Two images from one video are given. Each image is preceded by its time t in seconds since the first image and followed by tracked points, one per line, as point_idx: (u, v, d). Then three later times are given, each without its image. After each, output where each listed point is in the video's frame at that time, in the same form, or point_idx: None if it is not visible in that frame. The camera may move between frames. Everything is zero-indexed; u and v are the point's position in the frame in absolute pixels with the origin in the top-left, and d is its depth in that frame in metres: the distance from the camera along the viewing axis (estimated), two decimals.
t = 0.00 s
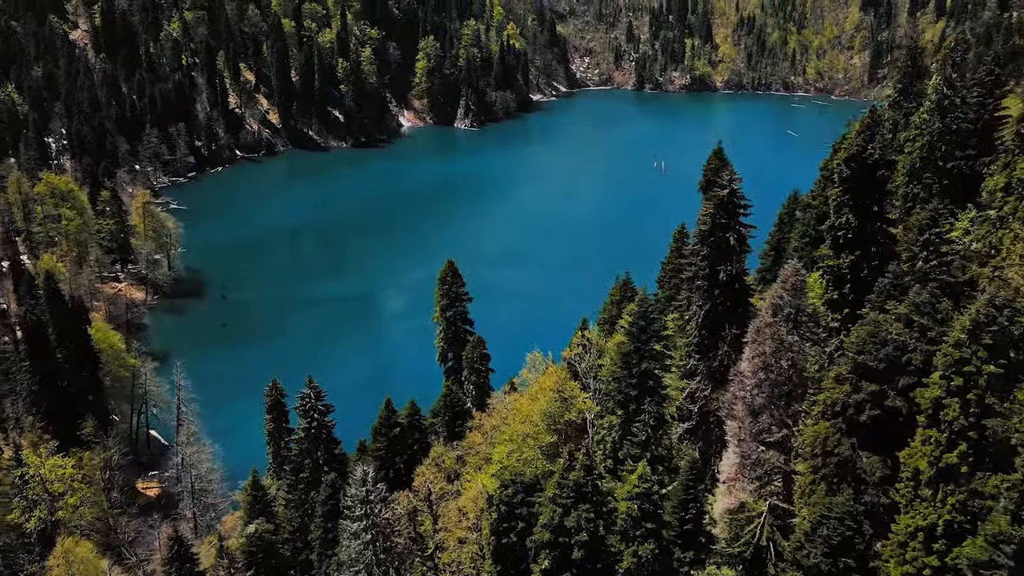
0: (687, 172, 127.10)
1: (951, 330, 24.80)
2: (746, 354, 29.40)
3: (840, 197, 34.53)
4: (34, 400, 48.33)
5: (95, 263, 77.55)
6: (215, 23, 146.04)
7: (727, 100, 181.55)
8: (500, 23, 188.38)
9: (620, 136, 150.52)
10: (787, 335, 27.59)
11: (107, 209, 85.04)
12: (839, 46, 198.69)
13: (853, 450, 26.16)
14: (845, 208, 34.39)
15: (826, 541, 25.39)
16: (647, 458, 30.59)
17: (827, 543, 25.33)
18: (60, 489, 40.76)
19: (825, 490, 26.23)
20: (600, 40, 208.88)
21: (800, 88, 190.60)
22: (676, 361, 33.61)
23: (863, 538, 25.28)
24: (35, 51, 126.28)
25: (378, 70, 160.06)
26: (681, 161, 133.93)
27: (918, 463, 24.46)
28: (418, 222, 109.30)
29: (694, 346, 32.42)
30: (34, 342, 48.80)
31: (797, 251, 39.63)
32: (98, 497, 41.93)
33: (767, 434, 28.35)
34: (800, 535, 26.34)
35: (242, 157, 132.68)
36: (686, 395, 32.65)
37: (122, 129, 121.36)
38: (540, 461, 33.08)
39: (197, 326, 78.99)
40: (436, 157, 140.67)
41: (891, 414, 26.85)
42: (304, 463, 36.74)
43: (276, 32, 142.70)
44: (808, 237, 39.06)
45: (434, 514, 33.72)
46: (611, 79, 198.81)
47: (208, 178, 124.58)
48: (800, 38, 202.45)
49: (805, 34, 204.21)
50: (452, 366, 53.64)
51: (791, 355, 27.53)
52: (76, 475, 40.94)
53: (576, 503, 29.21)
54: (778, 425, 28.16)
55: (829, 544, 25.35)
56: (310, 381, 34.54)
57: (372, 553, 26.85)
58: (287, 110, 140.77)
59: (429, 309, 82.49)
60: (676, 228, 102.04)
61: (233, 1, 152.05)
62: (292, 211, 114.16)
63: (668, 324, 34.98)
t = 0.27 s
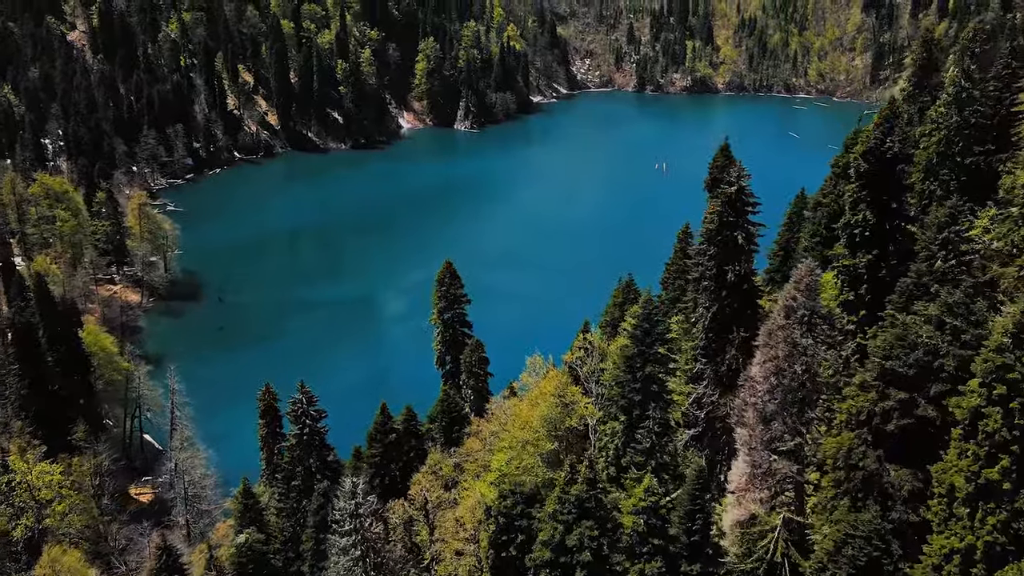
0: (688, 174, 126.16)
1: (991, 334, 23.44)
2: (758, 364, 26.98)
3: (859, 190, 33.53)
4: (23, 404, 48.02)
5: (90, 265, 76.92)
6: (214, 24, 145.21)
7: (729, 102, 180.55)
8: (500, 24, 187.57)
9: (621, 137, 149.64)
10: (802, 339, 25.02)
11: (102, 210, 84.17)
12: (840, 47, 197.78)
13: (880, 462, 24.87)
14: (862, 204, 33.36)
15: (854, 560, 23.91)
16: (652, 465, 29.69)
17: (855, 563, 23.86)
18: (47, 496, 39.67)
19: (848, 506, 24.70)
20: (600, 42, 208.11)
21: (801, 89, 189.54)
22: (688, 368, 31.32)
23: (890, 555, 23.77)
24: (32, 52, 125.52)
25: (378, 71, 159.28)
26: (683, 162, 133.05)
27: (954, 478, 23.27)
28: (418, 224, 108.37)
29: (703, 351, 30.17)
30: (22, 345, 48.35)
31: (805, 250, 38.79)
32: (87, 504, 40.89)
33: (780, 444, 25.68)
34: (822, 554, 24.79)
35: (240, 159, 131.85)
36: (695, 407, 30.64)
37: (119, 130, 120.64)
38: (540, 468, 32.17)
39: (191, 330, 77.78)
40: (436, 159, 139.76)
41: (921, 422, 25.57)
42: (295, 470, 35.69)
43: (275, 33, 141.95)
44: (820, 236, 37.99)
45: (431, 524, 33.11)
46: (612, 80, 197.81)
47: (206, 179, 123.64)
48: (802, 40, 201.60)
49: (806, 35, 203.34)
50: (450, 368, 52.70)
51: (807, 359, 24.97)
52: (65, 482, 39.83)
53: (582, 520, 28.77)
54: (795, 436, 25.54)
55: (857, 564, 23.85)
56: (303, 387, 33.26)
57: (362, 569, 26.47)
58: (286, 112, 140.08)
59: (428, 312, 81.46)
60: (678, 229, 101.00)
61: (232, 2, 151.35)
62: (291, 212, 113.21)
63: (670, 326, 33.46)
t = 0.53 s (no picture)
0: (690, 177, 125.32)
1: None
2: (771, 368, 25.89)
3: (878, 185, 32.55)
4: (10, 410, 48.58)
5: (84, 268, 75.83)
6: (212, 26, 144.33)
7: (730, 105, 179.72)
8: (501, 27, 186.72)
9: (622, 140, 148.82)
10: (818, 342, 23.96)
11: (98, 213, 83.35)
12: (842, 50, 197.01)
13: (915, 479, 22.16)
14: (881, 201, 32.40)
15: None
16: (657, 475, 28.90)
17: None
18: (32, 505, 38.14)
19: (876, 526, 22.38)
20: (601, 45, 207.31)
21: (803, 92, 188.66)
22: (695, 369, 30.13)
23: None
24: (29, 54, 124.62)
25: (377, 74, 158.39)
26: (684, 165, 132.21)
27: (1000, 499, 20.01)
28: (418, 226, 107.46)
29: (710, 355, 28.32)
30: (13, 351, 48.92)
31: (816, 252, 37.83)
32: (74, 513, 39.73)
33: (795, 456, 24.38)
34: None
35: (239, 161, 131.04)
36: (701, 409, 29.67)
37: (115, 132, 119.72)
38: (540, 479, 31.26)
39: (188, 333, 76.80)
40: (435, 161, 138.92)
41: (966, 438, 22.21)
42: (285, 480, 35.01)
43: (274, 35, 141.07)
44: (831, 237, 37.00)
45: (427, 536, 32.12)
46: (613, 83, 196.84)
47: (204, 181, 122.69)
48: (803, 43, 200.72)
49: (808, 38, 202.56)
50: (448, 374, 51.71)
51: (824, 366, 23.85)
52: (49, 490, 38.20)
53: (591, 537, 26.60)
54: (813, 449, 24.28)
55: None
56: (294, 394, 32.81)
57: None
58: (285, 114, 139.56)
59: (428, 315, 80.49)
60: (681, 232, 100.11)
61: (230, 4, 150.34)
62: (290, 215, 112.31)
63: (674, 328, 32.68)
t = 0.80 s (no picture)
0: (692, 179, 124.39)
1: None
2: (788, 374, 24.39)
3: (898, 182, 29.11)
4: None
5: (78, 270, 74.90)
6: (210, 28, 143.47)
7: (732, 108, 178.85)
8: (501, 29, 185.94)
9: (622, 143, 147.95)
10: (836, 347, 22.12)
11: (93, 215, 82.49)
12: (844, 53, 196.08)
13: (954, 497, 20.17)
14: (901, 197, 28.89)
15: None
16: (662, 486, 28.04)
17: None
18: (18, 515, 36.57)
19: (910, 548, 20.65)
20: (601, 48, 206.64)
21: (804, 95, 187.95)
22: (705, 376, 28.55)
23: None
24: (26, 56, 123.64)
25: (377, 76, 157.58)
26: (686, 167, 131.37)
27: None
28: (417, 228, 106.57)
29: (718, 360, 26.75)
30: None
31: (828, 252, 36.93)
32: (61, 523, 38.53)
33: (812, 468, 22.79)
34: None
35: (237, 164, 130.19)
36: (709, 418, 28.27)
37: (112, 134, 118.63)
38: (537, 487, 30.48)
39: (184, 337, 75.81)
40: (435, 164, 138.03)
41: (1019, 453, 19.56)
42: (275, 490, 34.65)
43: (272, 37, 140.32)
44: (844, 237, 36.01)
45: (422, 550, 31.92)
46: (613, 86, 196.00)
47: (201, 184, 121.77)
48: (805, 46, 199.88)
49: (809, 41, 201.71)
50: (446, 379, 50.65)
51: (846, 373, 21.97)
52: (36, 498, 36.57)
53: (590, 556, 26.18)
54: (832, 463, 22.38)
55: None
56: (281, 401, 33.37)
57: None
58: (283, 117, 138.96)
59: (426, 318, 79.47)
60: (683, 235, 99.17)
61: (229, 6, 149.50)
62: (288, 217, 111.43)
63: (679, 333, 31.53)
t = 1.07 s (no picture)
0: (693, 182, 123.45)
1: None
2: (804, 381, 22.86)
3: (918, 174, 28.17)
4: None
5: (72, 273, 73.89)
6: (208, 31, 142.67)
7: (732, 110, 178.00)
8: (500, 32, 185.23)
9: (623, 145, 147.08)
10: (860, 353, 21.02)
11: (88, 217, 81.58)
12: (845, 56, 195.34)
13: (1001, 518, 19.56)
14: (923, 192, 27.93)
15: None
16: (668, 497, 27.34)
17: None
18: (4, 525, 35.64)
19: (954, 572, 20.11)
20: (602, 51, 205.94)
21: (805, 98, 187.37)
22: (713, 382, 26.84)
23: None
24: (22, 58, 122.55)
25: (376, 79, 156.76)
26: (687, 170, 130.57)
27: None
28: (417, 231, 105.66)
29: (726, 367, 25.27)
30: None
31: (841, 253, 36.00)
32: (48, 533, 37.50)
33: (829, 481, 21.62)
34: None
35: (235, 167, 129.37)
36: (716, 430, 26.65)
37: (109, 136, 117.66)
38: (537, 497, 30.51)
39: (181, 341, 74.69)
40: (434, 167, 137.21)
41: None
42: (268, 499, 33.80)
43: (270, 40, 139.53)
44: (857, 237, 35.25)
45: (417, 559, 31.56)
46: (613, 89, 195.25)
47: (199, 187, 120.91)
48: (806, 48, 199.23)
49: (810, 43, 201.02)
50: (444, 384, 49.62)
51: (872, 380, 21.09)
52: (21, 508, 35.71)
53: (592, 572, 25.67)
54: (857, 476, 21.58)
55: None
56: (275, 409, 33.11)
57: None
58: (282, 119, 137.65)
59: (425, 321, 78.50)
60: (686, 237, 98.35)
61: (227, 8, 148.67)
62: (287, 220, 110.57)
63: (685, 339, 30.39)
